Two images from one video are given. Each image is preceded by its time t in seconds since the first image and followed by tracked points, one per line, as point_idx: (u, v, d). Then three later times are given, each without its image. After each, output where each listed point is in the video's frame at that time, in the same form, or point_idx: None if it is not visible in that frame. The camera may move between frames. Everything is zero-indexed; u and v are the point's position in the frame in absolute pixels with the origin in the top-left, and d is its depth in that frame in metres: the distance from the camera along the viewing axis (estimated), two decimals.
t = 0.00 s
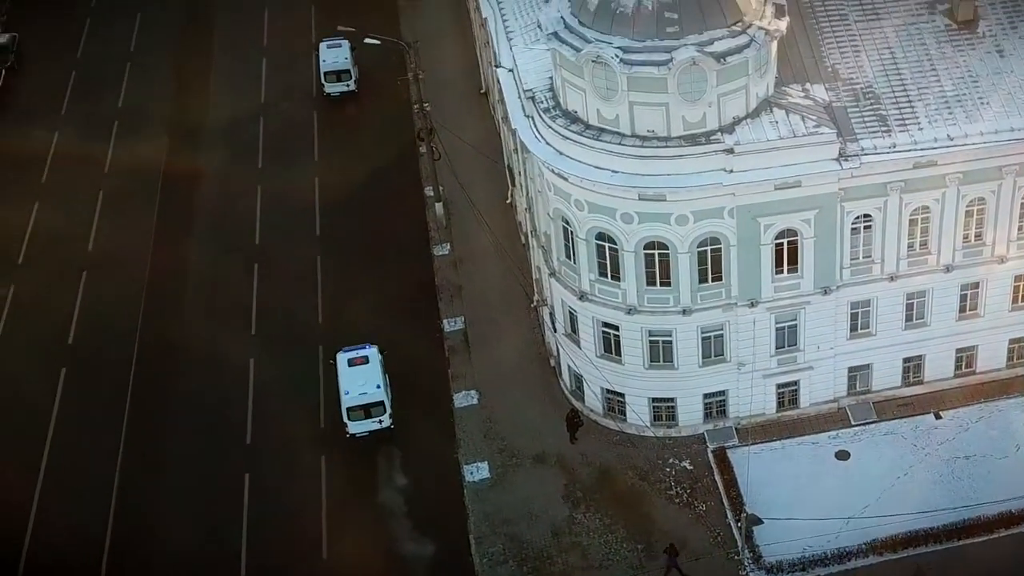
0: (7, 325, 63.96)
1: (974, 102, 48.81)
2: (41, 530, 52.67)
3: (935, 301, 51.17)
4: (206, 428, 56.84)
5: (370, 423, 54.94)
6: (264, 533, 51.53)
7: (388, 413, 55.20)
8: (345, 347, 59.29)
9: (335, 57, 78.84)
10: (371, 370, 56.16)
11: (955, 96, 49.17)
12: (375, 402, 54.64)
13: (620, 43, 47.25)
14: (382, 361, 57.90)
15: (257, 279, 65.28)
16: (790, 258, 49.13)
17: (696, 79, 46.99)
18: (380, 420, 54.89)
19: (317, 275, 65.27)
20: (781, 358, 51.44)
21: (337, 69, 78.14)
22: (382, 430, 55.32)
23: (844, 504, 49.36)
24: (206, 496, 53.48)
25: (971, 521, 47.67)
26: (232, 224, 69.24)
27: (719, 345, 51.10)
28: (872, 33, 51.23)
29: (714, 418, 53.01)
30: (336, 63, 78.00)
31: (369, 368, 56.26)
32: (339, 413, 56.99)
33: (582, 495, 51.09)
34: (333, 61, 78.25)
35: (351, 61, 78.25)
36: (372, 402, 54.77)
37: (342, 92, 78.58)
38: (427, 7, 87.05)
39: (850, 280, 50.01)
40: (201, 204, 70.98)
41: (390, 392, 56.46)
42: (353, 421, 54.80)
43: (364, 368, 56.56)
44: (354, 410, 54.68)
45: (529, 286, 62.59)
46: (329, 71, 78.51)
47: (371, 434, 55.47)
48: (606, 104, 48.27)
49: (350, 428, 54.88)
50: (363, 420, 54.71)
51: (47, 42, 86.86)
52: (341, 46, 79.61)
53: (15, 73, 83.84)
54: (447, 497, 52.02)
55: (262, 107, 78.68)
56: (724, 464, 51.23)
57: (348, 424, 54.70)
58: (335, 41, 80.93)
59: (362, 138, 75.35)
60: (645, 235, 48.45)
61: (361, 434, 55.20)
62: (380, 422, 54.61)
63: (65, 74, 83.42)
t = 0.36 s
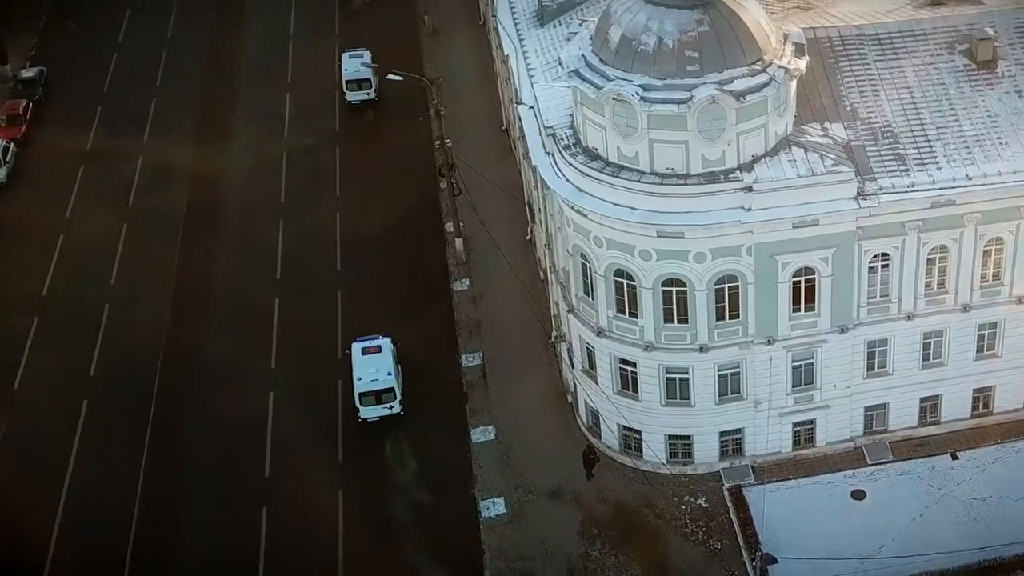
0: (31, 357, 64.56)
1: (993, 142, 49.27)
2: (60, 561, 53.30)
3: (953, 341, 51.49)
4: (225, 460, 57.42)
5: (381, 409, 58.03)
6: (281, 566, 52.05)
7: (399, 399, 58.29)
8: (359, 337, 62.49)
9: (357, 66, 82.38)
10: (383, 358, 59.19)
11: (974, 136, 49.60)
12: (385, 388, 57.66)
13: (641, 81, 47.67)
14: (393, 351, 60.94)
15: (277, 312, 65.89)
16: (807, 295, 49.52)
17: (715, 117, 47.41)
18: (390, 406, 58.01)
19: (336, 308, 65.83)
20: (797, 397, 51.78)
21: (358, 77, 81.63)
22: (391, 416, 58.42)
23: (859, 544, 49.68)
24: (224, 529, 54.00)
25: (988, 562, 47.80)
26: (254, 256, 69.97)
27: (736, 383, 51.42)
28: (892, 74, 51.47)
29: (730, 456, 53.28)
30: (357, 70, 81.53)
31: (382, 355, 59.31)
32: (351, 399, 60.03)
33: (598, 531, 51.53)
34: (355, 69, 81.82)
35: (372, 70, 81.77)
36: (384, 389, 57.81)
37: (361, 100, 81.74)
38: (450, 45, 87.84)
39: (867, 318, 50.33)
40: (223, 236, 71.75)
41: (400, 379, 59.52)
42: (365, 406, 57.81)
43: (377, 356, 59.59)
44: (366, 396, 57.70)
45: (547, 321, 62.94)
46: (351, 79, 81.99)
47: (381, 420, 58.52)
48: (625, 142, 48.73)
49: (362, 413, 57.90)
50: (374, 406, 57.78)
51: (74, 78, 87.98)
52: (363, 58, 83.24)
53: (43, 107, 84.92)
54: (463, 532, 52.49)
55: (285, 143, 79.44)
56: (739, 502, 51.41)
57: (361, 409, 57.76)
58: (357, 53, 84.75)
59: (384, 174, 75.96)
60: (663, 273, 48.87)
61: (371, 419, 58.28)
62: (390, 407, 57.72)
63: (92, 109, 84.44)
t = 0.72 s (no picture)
0: (53, 388, 65.16)
1: (1013, 183, 49.64)
2: None
3: (970, 381, 51.78)
4: (243, 492, 57.82)
5: (396, 397, 61.37)
6: None
7: (412, 388, 61.61)
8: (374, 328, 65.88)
9: (380, 77, 86.30)
10: (398, 348, 62.41)
11: (994, 177, 49.91)
12: (399, 378, 61.01)
13: (662, 120, 48.28)
14: (408, 342, 64.16)
15: (298, 344, 66.44)
16: (824, 334, 49.95)
17: (735, 155, 47.92)
18: (404, 395, 61.38)
19: (356, 341, 66.34)
20: (814, 437, 52.05)
21: (381, 88, 85.56)
22: (405, 403, 61.73)
23: None
24: (242, 561, 54.33)
25: None
26: (275, 289, 70.63)
27: (753, 422, 51.81)
28: (911, 114, 51.68)
29: (746, 495, 53.49)
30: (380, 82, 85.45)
31: (397, 345, 62.53)
32: (367, 387, 63.38)
33: (614, 568, 51.84)
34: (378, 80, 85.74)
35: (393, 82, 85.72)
36: (398, 377, 61.12)
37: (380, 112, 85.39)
38: (472, 84, 88.61)
39: (885, 358, 50.71)
40: (245, 269, 72.44)
41: (413, 369, 62.81)
42: (380, 394, 61.20)
43: (392, 346, 62.83)
44: (381, 385, 61.07)
45: (565, 358, 63.15)
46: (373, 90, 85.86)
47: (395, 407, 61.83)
48: (645, 181, 49.12)
49: (377, 401, 61.28)
50: (389, 393, 61.12)
51: (101, 112, 89.13)
52: (385, 69, 87.13)
53: (70, 140, 86.03)
54: (480, 568, 52.80)
55: (308, 178, 80.17)
56: (755, 542, 51.93)
57: (376, 396, 61.07)
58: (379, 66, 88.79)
59: (406, 210, 76.49)
60: (682, 311, 49.43)
61: (385, 405, 61.65)
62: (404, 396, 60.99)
63: (118, 142, 85.58)
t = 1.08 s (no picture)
0: (76, 419, 65.80)
1: None
2: None
3: (988, 423, 52.09)
4: (262, 525, 58.14)
5: (412, 387, 64.45)
6: None
7: (427, 379, 64.65)
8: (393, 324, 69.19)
9: (403, 92, 90.05)
10: (415, 341, 65.64)
11: (1013, 218, 50.09)
12: (416, 368, 64.15)
13: (683, 159, 48.72)
14: (425, 338, 67.38)
15: (319, 378, 66.94)
16: (842, 374, 50.30)
17: (756, 194, 48.30)
18: (420, 385, 64.41)
19: (376, 375, 66.78)
20: (831, 476, 52.37)
21: (403, 102, 89.31)
22: (421, 394, 64.73)
23: None
24: None
25: None
26: (297, 323, 71.23)
27: (770, 461, 52.07)
28: (931, 155, 51.90)
29: (763, 534, 53.79)
30: (402, 96, 89.20)
31: (414, 339, 65.78)
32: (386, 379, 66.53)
33: None
34: (400, 94, 89.51)
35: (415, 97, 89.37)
36: (414, 368, 64.29)
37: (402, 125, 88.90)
38: (495, 121, 89.44)
39: (903, 398, 51.11)
40: (268, 303, 73.10)
41: (430, 362, 65.93)
42: (398, 384, 64.32)
43: (410, 340, 66.06)
44: (399, 375, 64.23)
45: (584, 396, 63.44)
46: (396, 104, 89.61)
47: (412, 398, 64.88)
48: (666, 220, 49.49)
49: (395, 391, 64.36)
50: (406, 383, 64.25)
51: (128, 147, 90.31)
52: (409, 84, 90.88)
53: (97, 175, 87.16)
54: None
55: (331, 214, 80.95)
56: None
57: (393, 386, 64.22)
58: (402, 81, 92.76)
59: (428, 246, 77.11)
60: (700, 349, 49.66)
61: (403, 396, 64.74)
62: (420, 385, 64.03)
63: (144, 176, 86.70)
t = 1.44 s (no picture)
0: (99, 452, 66.34)
1: None
2: None
3: (1008, 465, 52.29)
4: (282, 560, 58.38)
5: (431, 382, 67.65)
6: None
7: (446, 375, 67.91)
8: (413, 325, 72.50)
9: (427, 108, 93.92)
10: (434, 339, 68.92)
11: None
12: (435, 364, 67.43)
13: (703, 199, 49.15)
14: (445, 337, 70.56)
15: (340, 414, 67.32)
16: (860, 415, 50.44)
17: (775, 234, 48.66)
18: (438, 380, 67.60)
19: (396, 412, 67.09)
20: (848, 517, 52.45)
21: (427, 117, 93.19)
22: (440, 390, 67.94)
23: None
24: None
25: None
26: (318, 359, 71.71)
27: (788, 501, 52.15)
28: (951, 196, 52.15)
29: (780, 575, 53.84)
30: (426, 111, 93.09)
31: (433, 338, 69.07)
32: (406, 376, 69.79)
33: None
34: (424, 110, 93.41)
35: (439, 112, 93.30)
36: (434, 364, 67.59)
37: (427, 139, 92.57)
38: (517, 160, 90.16)
39: (921, 439, 51.23)
40: (290, 338, 73.65)
41: (448, 360, 69.18)
42: (417, 379, 67.56)
43: (429, 338, 69.35)
44: (418, 370, 67.49)
45: (602, 434, 63.60)
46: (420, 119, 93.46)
47: (431, 393, 68.08)
48: (686, 259, 49.86)
49: (414, 385, 67.57)
50: (425, 378, 67.49)
51: (155, 183, 91.41)
52: (432, 101, 94.78)
53: (124, 210, 88.26)
54: None
55: (354, 251, 81.64)
56: None
57: (413, 381, 67.44)
58: (426, 97, 96.55)
59: (449, 283, 77.61)
60: (719, 388, 49.91)
61: (421, 391, 67.93)
62: (439, 381, 67.22)
63: (170, 212, 87.73)
